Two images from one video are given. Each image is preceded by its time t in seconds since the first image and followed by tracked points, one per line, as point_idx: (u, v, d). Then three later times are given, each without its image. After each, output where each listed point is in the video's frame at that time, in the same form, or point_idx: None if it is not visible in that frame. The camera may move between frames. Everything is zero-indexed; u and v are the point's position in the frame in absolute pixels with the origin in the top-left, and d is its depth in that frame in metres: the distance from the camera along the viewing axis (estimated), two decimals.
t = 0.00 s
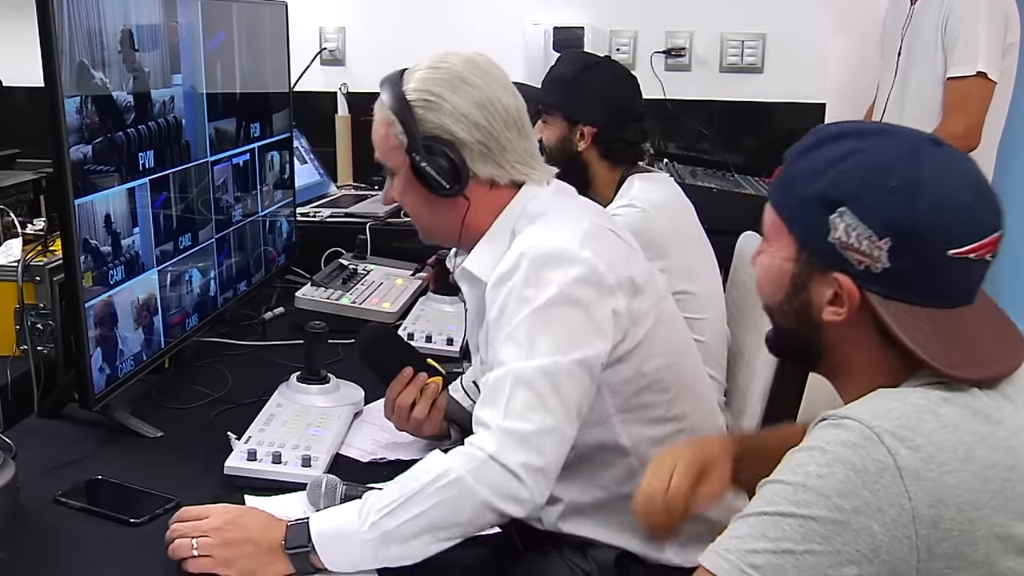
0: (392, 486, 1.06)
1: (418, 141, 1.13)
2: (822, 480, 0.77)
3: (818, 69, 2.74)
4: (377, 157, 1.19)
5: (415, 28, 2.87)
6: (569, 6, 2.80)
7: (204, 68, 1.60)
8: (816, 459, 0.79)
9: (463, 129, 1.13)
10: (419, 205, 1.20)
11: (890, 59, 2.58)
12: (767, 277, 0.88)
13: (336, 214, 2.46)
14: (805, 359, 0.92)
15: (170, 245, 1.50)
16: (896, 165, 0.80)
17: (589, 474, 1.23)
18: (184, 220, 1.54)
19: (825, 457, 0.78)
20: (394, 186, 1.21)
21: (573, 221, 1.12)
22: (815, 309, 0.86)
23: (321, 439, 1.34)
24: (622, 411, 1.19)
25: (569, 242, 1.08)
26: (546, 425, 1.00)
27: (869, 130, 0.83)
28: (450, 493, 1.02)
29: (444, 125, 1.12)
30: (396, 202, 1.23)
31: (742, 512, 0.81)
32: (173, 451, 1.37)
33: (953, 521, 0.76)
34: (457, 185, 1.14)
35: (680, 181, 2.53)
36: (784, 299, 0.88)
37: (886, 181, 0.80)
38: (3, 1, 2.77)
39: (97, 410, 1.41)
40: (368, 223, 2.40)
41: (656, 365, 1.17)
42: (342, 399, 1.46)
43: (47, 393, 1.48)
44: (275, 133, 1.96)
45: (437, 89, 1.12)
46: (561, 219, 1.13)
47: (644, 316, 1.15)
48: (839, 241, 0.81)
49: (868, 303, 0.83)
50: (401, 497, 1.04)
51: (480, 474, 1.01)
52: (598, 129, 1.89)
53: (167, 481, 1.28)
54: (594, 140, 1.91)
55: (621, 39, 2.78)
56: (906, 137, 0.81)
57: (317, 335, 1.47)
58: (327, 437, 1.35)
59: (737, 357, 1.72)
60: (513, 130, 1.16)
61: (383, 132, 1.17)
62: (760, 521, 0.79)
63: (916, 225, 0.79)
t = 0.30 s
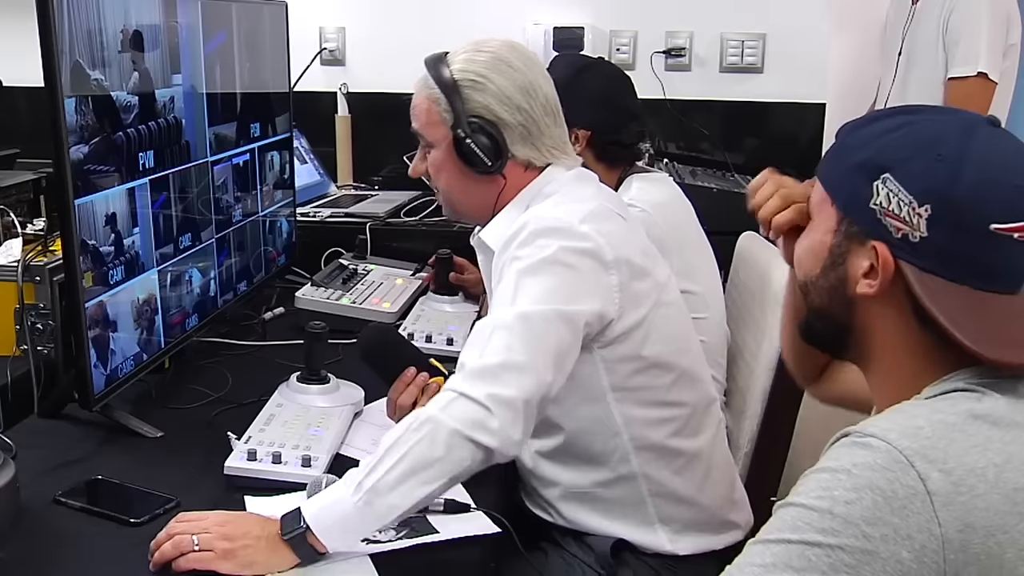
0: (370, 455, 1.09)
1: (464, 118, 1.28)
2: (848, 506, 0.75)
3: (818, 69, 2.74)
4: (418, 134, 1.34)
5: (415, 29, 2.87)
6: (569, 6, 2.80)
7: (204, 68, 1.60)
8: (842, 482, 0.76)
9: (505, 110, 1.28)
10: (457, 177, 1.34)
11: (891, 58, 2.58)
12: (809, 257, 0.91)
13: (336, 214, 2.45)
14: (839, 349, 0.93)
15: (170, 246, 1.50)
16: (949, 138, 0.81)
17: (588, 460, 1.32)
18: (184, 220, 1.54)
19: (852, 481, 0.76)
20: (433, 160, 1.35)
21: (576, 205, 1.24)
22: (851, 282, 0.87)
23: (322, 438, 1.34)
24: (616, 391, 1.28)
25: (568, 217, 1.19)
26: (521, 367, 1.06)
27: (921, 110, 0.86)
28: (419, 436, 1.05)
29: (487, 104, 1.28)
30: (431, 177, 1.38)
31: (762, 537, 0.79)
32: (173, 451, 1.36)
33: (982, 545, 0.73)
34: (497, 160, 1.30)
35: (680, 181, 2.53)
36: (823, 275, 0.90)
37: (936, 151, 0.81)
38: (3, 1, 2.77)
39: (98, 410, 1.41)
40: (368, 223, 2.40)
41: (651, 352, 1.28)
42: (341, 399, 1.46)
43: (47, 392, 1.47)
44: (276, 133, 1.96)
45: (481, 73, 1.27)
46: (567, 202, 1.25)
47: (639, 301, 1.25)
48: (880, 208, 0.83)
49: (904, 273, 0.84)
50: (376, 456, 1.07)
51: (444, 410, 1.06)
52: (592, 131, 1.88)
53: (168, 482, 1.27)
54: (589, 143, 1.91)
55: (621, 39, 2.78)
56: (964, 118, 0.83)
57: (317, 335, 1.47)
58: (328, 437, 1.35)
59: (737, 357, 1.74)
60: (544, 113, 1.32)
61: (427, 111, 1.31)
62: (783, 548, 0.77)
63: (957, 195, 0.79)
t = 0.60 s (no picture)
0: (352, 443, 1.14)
1: (470, 108, 1.28)
2: (853, 510, 0.75)
3: (818, 70, 2.74)
4: (421, 125, 1.34)
5: (415, 29, 2.87)
6: (569, 6, 2.80)
7: (204, 68, 1.60)
8: (847, 486, 0.76)
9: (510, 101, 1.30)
10: (460, 168, 1.35)
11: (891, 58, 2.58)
12: (819, 259, 0.93)
13: (336, 214, 2.45)
14: (847, 350, 0.94)
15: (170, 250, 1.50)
16: (949, 130, 0.83)
17: (575, 444, 1.33)
18: (184, 221, 1.54)
19: (858, 485, 0.76)
20: (436, 152, 1.35)
21: (560, 186, 1.30)
22: (861, 277, 0.89)
23: (322, 439, 1.34)
24: (605, 371, 1.30)
25: (554, 201, 1.25)
26: (496, 339, 1.13)
27: (924, 112, 0.88)
28: (400, 407, 1.11)
29: (492, 95, 1.29)
30: (432, 168, 1.38)
31: (766, 539, 0.79)
32: (173, 451, 1.36)
33: (988, 552, 0.73)
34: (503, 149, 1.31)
35: (680, 181, 2.53)
36: (831, 273, 0.92)
37: (937, 141, 0.83)
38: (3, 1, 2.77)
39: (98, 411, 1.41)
40: (368, 223, 2.40)
41: (634, 335, 1.31)
42: (341, 399, 1.46)
43: (47, 392, 1.47)
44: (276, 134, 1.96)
45: (487, 66, 1.30)
46: (555, 184, 1.32)
47: (621, 285, 1.29)
48: (885, 199, 0.85)
49: (911, 265, 0.84)
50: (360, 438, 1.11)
51: (421, 378, 1.12)
52: (589, 131, 1.88)
53: (168, 482, 1.27)
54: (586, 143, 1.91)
55: (621, 39, 2.78)
56: (962, 114, 0.85)
57: (317, 335, 1.47)
58: (328, 437, 1.35)
59: (737, 357, 1.75)
60: (545, 107, 1.35)
61: (431, 102, 1.32)
62: (787, 552, 0.77)
63: (961, 181, 0.80)
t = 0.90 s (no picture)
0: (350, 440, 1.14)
1: (469, 106, 1.29)
2: (869, 508, 0.75)
3: (818, 69, 2.74)
4: (420, 122, 1.34)
5: (415, 28, 2.87)
6: (569, 5, 2.80)
7: (204, 68, 1.60)
8: (860, 485, 0.76)
9: (509, 100, 1.30)
10: (459, 166, 1.35)
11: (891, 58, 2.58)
12: (810, 269, 0.93)
13: (336, 214, 2.45)
14: (845, 360, 0.94)
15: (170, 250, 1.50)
16: (935, 137, 0.85)
17: (570, 442, 1.33)
18: (184, 221, 1.54)
19: (871, 484, 0.76)
20: (435, 150, 1.35)
21: (558, 183, 1.30)
22: (856, 285, 0.89)
23: (322, 439, 1.34)
24: (602, 370, 1.31)
25: (552, 198, 1.26)
26: (492, 335, 1.14)
27: (908, 123, 0.90)
28: (398, 403, 1.11)
29: (491, 93, 1.29)
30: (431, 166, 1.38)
31: (780, 540, 0.79)
32: (173, 451, 1.36)
33: (1003, 548, 0.73)
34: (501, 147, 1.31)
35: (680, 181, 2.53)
36: (826, 283, 0.91)
37: (923, 147, 0.84)
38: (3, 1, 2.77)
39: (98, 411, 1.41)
40: (368, 223, 2.40)
41: (629, 331, 1.31)
42: (341, 399, 1.46)
43: (47, 392, 1.47)
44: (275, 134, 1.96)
45: (486, 65, 1.30)
46: (554, 180, 1.31)
47: (617, 282, 1.30)
48: (876, 206, 0.86)
49: (905, 267, 0.84)
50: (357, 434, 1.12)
51: (418, 374, 1.13)
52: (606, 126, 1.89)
53: (168, 482, 1.27)
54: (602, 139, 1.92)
55: (621, 39, 2.78)
56: (944, 123, 0.87)
57: (317, 335, 1.47)
58: (328, 437, 1.35)
59: (736, 357, 1.74)
60: (544, 107, 1.35)
61: (431, 100, 1.32)
62: (801, 553, 0.77)
63: (953, 183, 0.81)
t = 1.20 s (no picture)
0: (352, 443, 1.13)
1: (487, 100, 1.28)
2: (841, 491, 0.77)
3: (818, 69, 2.74)
4: (435, 108, 1.34)
5: (415, 28, 2.87)
6: (569, 5, 2.80)
7: (204, 68, 1.60)
8: (836, 467, 0.78)
9: (527, 100, 1.30)
10: (468, 157, 1.35)
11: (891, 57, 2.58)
12: (790, 266, 0.93)
13: (336, 214, 2.45)
14: (828, 355, 0.94)
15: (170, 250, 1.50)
16: (919, 134, 0.84)
17: (573, 443, 1.33)
18: (184, 220, 1.54)
19: (846, 466, 0.78)
20: (446, 137, 1.35)
21: (564, 186, 1.30)
22: (841, 284, 0.89)
23: (322, 438, 1.34)
24: (606, 371, 1.30)
25: (558, 201, 1.26)
26: (496, 338, 1.13)
27: (891, 118, 0.90)
28: (400, 406, 1.11)
29: (510, 90, 1.29)
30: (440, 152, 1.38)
31: (760, 525, 0.80)
32: (173, 451, 1.36)
33: (974, 528, 0.75)
34: (512, 145, 1.31)
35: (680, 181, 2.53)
36: (810, 281, 0.91)
37: (906, 146, 0.84)
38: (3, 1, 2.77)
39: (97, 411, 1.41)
40: (368, 223, 2.40)
41: (635, 333, 1.31)
42: (342, 399, 1.46)
43: (47, 392, 1.47)
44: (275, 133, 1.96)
45: (509, 61, 1.29)
46: (559, 182, 1.31)
47: (625, 284, 1.30)
48: (862, 208, 0.85)
49: (891, 268, 0.85)
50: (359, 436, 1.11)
51: (422, 377, 1.12)
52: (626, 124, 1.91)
53: (168, 482, 1.27)
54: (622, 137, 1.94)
55: (621, 39, 2.78)
56: (926, 118, 0.87)
57: (317, 335, 1.47)
58: (328, 437, 1.35)
59: (737, 357, 1.74)
60: (561, 110, 1.34)
61: (449, 88, 1.32)
62: (781, 536, 0.78)
63: (940, 185, 0.82)
